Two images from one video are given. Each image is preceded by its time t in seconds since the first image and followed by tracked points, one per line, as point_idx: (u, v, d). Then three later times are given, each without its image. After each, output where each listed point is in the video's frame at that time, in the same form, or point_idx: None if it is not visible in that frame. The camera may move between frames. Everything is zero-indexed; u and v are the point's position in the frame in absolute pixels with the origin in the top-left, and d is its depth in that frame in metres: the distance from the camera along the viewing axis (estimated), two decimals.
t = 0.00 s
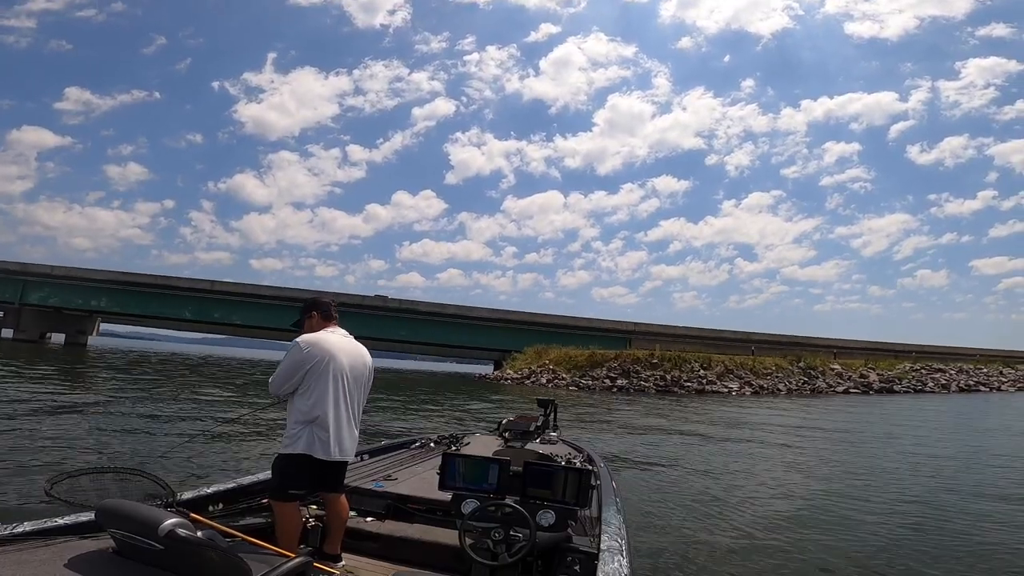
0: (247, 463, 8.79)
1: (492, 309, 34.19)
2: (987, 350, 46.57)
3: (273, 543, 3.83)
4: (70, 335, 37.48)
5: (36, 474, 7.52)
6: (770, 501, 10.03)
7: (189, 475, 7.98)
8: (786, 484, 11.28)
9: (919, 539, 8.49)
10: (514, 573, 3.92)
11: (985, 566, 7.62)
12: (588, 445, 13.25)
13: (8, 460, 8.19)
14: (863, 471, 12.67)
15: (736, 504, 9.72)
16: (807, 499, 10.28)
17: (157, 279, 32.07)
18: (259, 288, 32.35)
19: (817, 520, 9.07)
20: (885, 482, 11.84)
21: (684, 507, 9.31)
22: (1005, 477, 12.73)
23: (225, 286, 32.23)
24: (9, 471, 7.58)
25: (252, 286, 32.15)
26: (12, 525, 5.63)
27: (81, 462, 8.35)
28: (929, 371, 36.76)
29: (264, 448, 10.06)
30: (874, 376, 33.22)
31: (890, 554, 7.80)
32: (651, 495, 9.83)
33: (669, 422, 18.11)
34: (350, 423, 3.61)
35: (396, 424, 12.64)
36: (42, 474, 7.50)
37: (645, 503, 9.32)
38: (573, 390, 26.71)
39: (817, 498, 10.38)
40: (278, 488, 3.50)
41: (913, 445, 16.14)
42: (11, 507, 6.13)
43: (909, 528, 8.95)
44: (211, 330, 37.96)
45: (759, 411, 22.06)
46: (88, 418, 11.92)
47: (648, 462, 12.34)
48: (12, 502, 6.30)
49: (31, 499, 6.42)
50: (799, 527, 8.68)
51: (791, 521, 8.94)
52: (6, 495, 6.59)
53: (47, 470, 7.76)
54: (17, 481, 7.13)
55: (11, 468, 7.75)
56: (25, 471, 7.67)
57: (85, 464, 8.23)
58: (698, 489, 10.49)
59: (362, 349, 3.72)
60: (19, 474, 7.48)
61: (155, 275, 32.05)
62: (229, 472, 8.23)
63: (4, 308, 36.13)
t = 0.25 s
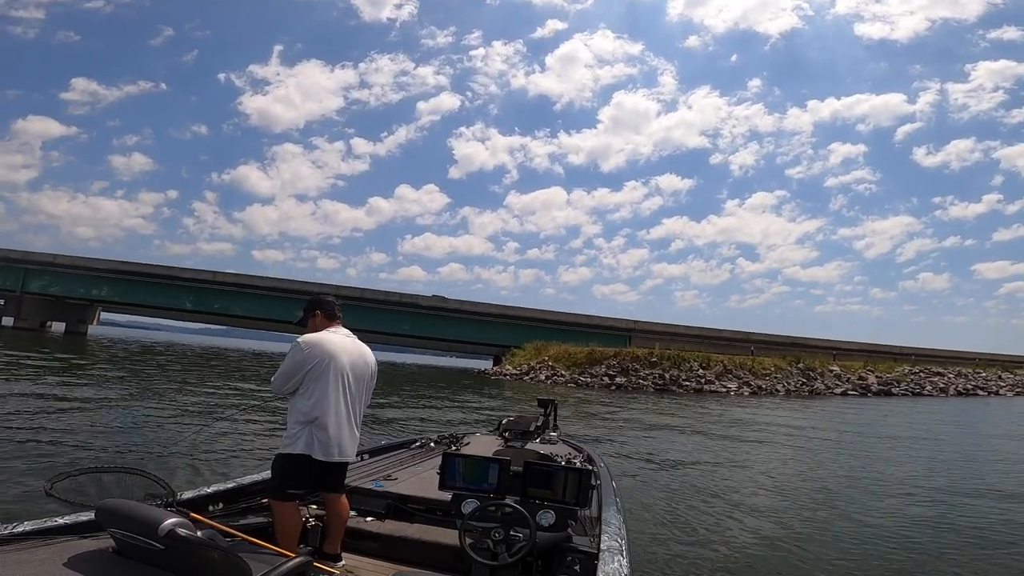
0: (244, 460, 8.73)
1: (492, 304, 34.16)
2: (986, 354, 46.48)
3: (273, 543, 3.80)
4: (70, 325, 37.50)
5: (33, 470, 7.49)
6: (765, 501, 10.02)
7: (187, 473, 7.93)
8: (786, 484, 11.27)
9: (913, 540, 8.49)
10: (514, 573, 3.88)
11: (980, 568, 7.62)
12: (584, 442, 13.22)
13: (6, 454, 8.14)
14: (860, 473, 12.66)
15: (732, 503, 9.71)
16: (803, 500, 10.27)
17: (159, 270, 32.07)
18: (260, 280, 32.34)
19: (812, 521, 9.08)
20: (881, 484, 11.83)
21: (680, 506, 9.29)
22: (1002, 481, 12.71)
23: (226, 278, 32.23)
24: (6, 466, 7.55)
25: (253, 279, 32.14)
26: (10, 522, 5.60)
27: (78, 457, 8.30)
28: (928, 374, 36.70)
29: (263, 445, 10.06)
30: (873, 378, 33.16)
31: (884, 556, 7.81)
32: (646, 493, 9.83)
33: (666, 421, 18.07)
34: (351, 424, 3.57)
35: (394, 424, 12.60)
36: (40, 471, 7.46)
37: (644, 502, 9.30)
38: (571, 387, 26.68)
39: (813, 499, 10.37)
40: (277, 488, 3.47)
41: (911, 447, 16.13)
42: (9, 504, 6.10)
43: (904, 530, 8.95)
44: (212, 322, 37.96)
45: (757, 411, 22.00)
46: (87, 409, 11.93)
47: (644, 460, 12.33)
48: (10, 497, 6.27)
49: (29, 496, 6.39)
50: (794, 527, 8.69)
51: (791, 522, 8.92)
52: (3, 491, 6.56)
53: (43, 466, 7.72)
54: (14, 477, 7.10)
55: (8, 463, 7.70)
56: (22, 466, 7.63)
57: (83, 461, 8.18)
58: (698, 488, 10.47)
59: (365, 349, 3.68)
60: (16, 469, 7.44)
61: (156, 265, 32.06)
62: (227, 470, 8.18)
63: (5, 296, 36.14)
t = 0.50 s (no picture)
0: (244, 459, 8.73)
1: (492, 303, 34.12)
2: (986, 357, 46.39)
3: (273, 543, 3.78)
4: (71, 319, 37.53)
5: (32, 467, 7.49)
6: (762, 500, 10.06)
7: (186, 472, 7.93)
8: (785, 485, 11.30)
9: (907, 541, 8.53)
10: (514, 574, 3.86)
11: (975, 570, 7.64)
12: (582, 440, 13.23)
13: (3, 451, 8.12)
14: (857, 475, 12.67)
15: (728, 503, 9.74)
16: (799, 500, 10.30)
17: (160, 265, 32.08)
18: (261, 277, 32.33)
19: (807, 521, 9.11)
20: (878, 486, 11.85)
21: (676, 505, 9.31)
22: (999, 483, 12.72)
23: (227, 274, 32.23)
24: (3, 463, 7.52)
25: (253, 275, 32.13)
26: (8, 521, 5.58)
27: (75, 455, 8.27)
28: (927, 376, 36.66)
29: (263, 443, 10.08)
30: (872, 380, 33.11)
31: (879, 556, 7.84)
32: (643, 492, 9.85)
33: (665, 421, 18.06)
34: (350, 426, 3.55)
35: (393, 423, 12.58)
36: (38, 468, 7.45)
37: (644, 502, 9.32)
38: (570, 386, 26.67)
39: (809, 499, 10.40)
40: (278, 488, 3.45)
41: (910, 449, 16.15)
42: (8, 502, 6.09)
43: (899, 531, 8.99)
44: (212, 317, 37.97)
45: (757, 412, 21.98)
46: (87, 404, 11.93)
47: (641, 459, 12.35)
48: (9, 495, 6.26)
49: (27, 494, 6.38)
50: (790, 527, 8.72)
51: (791, 523, 8.95)
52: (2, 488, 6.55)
53: (41, 463, 7.70)
54: (12, 474, 7.08)
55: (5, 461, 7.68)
56: (19, 464, 7.61)
57: (80, 458, 8.16)
58: (697, 488, 10.50)
59: (366, 349, 3.65)
60: (14, 467, 7.43)
61: (157, 260, 32.07)
62: (226, 468, 8.18)
63: (6, 290, 36.18)
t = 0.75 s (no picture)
0: (245, 459, 8.77)
1: (492, 304, 34.13)
2: (985, 358, 46.38)
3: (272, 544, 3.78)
4: (70, 320, 37.53)
5: (31, 467, 7.49)
6: (767, 501, 10.08)
7: (188, 471, 7.96)
8: (786, 485, 11.36)
9: (913, 542, 8.55)
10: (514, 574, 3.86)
11: (980, 569, 7.66)
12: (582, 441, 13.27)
13: (3, 451, 8.13)
14: (861, 475, 12.69)
15: (733, 504, 9.75)
16: (799, 500, 10.36)
17: (159, 267, 32.09)
18: (260, 278, 32.34)
19: (808, 520, 9.17)
20: (884, 486, 11.86)
21: (682, 506, 9.32)
22: (1002, 484, 12.74)
23: (227, 276, 32.24)
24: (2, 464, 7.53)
25: (253, 276, 32.15)
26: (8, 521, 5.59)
27: (74, 455, 8.27)
28: (926, 376, 36.67)
29: (264, 442, 10.11)
30: (871, 381, 33.11)
31: (884, 556, 7.86)
32: (646, 493, 9.88)
33: (666, 422, 18.07)
34: (350, 427, 3.55)
35: (392, 424, 12.59)
36: (38, 468, 7.46)
37: (645, 501, 9.36)
38: (569, 388, 26.67)
39: (814, 500, 10.42)
40: (278, 488, 3.45)
41: (908, 449, 16.21)
42: (8, 502, 6.10)
43: (904, 531, 9.01)
44: (212, 318, 37.98)
45: (757, 413, 22.00)
46: (87, 405, 11.95)
47: (642, 459, 12.40)
48: (9, 495, 6.26)
49: (27, 494, 6.39)
50: (796, 527, 8.74)
51: (792, 522, 9.01)
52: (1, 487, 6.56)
53: (40, 463, 7.72)
54: (11, 475, 7.08)
55: (4, 460, 7.69)
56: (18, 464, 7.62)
57: (78, 458, 8.15)
58: (698, 488, 10.55)
59: (366, 350, 3.65)
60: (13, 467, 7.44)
61: (156, 262, 32.07)
62: (229, 468, 8.22)
63: (6, 292, 36.18)
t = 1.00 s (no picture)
0: (245, 460, 8.82)
1: (490, 308, 34.13)
2: (984, 358, 46.42)
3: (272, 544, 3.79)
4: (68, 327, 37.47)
5: (30, 470, 7.49)
6: (769, 502, 10.11)
7: (188, 473, 8.01)
8: (787, 485, 11.43)
9: (916, 541, 8.58)
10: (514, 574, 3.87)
11: (981, 567, 7.72)
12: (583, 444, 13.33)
13: (2, 455, 8.12)
14: (863, 475, 12.73)
15: (736, 505, 9.78)
16: (801, 500, 10.42)
17: (156, 273, 32.06)
18: (258, 284, 32.32)
19: (809, 520, 9.23)
20: (885, 486, 11.90)
21: (684, 508, 9.36)
22: (1004, 483, 12.76)
23: (224, 281, 32.22)
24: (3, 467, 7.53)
25: (250, 282, 32.13)
26: (7, 522, 5.60)
27: (75, 459, 8.27)
28: (925, 377, 36.69)
29: (262, 445, 10.15)
30: (870, 382, 33.13)
31: (887, 556, 7.89)
32: (648, 495, 9.90)
33: (666, 424, 18.12)
34: (350, 428, 3.56)
35: (391, 425, 12.60)
36: (36, 471, 7.47)
37: (647, 503, 9.41)
38: (568, 391, 26.67)
39: (816, 500, 10.45)
40: (279, 489, 3.46)
41: (908, 449, 16.28)
42: (7, 504, 6.10)
43: (906, 530, 9.05)
44: (210, 325, 37.96)
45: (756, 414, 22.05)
46: (85, 410, 11.96)
47: (643, 461, 12.46)
48: (8, 498, 6.27)
49: (26, 496, 6.39)
50: (798, 528, 8.80)
51: (793, 522, 9.07)
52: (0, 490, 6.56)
53: (40, 466, 7.71)
54: (10, 478, 7.09)
55: (4, 464, 7.68)
56: (18, 467, 7.62)
57: (79, 461, 8.15)
58: (700, 489, 10.61)
59: (366, 350, 3.67)
60: (12, 470, 7.43)
61: (153, 268, 32.05)
62: (229, 469, 8.26)
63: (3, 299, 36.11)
